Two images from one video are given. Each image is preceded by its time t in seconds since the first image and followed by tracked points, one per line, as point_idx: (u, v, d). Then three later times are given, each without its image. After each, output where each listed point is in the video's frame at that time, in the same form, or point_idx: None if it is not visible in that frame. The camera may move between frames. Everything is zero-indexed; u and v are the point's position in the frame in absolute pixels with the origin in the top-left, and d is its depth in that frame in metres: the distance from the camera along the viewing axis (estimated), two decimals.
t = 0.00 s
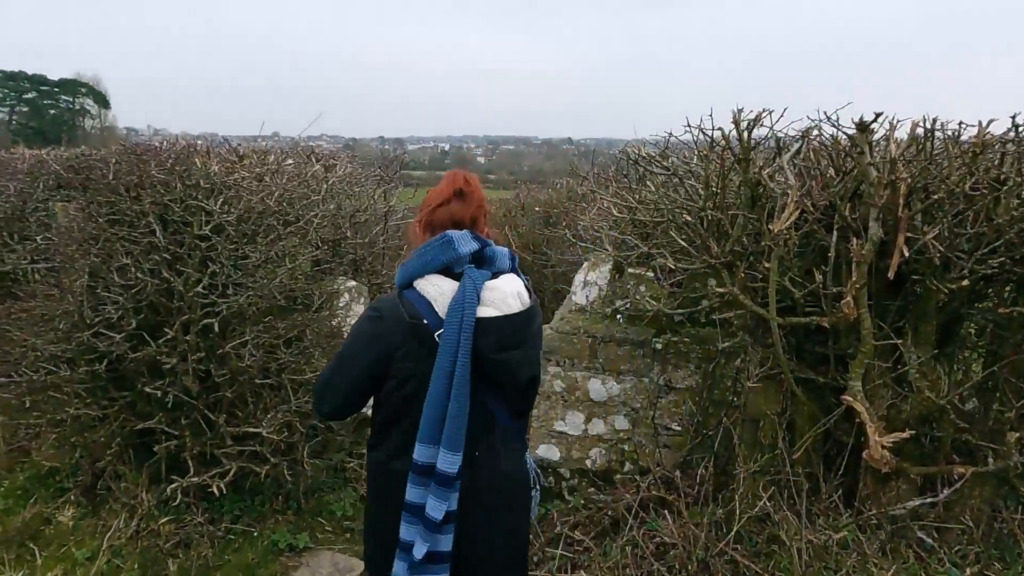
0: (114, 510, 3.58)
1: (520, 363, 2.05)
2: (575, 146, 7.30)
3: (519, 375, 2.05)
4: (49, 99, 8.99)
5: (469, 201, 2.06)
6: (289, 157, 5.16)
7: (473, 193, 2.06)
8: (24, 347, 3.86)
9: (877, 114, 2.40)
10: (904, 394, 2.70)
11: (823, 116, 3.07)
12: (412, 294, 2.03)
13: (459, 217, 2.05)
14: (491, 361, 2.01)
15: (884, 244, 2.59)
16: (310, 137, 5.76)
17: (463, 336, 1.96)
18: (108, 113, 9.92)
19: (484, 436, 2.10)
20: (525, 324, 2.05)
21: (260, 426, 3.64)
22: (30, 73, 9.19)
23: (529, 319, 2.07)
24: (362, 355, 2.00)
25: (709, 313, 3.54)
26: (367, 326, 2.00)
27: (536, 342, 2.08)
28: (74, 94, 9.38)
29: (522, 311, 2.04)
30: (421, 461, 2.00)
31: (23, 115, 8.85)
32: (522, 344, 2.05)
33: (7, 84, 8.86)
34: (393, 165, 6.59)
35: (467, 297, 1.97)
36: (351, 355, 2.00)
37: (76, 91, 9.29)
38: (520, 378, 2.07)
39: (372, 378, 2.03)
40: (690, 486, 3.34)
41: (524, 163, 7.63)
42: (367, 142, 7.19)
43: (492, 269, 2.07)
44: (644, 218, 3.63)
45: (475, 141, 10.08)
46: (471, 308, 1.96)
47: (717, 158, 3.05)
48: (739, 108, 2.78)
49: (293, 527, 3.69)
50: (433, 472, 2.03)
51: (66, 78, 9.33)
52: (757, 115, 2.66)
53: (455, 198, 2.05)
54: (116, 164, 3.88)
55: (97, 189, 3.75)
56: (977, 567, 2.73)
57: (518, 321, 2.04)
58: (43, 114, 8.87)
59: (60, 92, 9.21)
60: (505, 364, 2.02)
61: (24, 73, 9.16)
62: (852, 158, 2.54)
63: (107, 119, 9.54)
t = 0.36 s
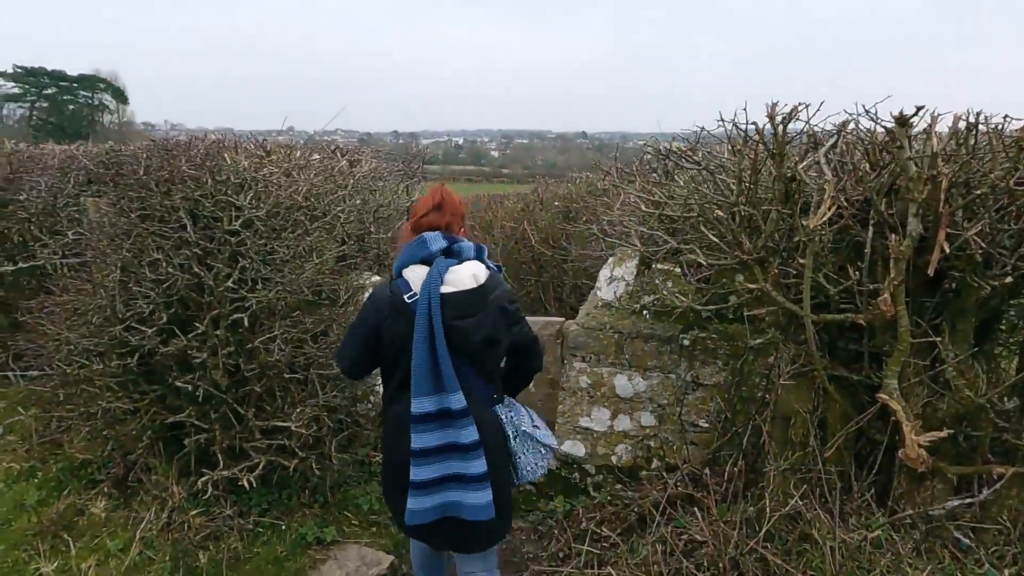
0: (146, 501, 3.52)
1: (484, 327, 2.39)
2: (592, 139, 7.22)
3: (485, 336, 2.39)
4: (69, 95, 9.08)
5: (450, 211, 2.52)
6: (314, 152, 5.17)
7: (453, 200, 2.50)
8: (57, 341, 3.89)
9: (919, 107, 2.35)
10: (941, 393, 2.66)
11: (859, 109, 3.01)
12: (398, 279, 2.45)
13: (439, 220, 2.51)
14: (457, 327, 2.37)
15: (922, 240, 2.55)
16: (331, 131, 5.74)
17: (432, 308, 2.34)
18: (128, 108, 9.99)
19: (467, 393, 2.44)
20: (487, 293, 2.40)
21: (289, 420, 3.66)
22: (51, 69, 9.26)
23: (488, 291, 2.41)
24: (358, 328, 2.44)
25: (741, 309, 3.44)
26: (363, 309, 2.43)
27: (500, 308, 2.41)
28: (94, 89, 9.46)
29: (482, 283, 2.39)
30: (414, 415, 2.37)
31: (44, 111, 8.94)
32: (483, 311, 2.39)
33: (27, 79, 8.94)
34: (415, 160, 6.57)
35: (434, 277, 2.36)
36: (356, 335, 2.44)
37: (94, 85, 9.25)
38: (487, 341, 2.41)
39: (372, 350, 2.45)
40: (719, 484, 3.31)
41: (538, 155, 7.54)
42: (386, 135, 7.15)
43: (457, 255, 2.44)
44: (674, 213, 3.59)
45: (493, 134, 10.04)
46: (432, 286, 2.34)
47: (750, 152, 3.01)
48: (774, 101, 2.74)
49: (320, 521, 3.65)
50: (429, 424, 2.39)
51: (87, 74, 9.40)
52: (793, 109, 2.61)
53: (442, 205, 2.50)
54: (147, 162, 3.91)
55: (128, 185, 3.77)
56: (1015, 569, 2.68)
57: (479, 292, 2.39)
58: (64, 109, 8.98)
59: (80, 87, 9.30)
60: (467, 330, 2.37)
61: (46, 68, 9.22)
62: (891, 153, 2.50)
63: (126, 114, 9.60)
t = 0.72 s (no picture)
0: (168, 491, 3.53)
1: (470, 265, 2.75)
2: (607, 132, 7.17)
3: (471, 272, 2.75)
4: (89, 89, 9.17)
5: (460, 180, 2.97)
6: (333, 146, 5.19)
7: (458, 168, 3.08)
8: (81, 332, 3.92)
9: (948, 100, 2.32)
10: (966, 390, 2.64)
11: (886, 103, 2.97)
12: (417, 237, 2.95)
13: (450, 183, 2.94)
14: (448, 264, 2.78)
15: (949, 236, 2.53)
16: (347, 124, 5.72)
17: (427, 248, 2.79)
18: (146, 102, 10.06)
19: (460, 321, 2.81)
20: (477, 238, 2.78)
21: (309, 412, 3.65)
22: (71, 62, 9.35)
23: (478, 238, 2.78)
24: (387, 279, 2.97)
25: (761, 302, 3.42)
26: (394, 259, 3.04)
27: (487, 249, 2.75)
28: (113, 83, 9.55)
29: (473, 230, 2.78)
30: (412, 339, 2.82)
31: (64, 105, 9.04)
32: (472, 253, 2.76)
33: (47, 72, 9.01)
34: (433, 153, 6.57)
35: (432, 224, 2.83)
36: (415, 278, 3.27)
37: (114, 81, 9.43)
38: (475, 277, 2.76)
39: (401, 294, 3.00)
40: (737, 480, 3.30)
41: (553, 148, 7.49)
42: (401, 128, 7.13)
43: (459, 211, 2.86)
44: (695, 207, 3.57)
45: (508, 127, 10.01)
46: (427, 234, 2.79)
47: (773, 146, 2.98)
48: (798, 95, 2.71)
49: (339, 512, 3.66)
50: (426, 348, 2.80)
51: (106, 68, 9.49)
52: (817, 102, 2.59)
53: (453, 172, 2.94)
54: (170, 155, 3.94)
55: (151, 177, 3.80)
56: None
57: (468, 235, 2.77)
58: (83, 103, 9.09)
59: (99, 81, 9.40)
60: (456, 268, 2.76)
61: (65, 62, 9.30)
62: (917, 147, 2.47)
63: (144, 108, 9.68)
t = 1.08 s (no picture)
0: (187, 481, 3.56)
1: (507, 208, 3.25)
2: (621, 127, 7.13)
3: (505, 217, 3.25)
4: (107, 83, 9.27)
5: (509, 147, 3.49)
6: (349, 140, 5.20)
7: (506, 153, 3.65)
8: (103, 324, 3.92)
9: (975, 93, 2.28)
10: (989, 388, 2.60)
11: (912, 97, 2.92)
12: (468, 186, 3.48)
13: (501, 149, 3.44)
14: (487, 208, 3.27)
15: (974, 232, 2.50)
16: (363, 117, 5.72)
17: (473, 193, 3.31)
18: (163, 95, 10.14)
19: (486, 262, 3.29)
20: (515, 188, 3.26)
21: (326, 405, 3.66)
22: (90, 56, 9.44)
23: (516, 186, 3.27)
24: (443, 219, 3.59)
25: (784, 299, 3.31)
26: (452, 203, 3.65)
27: (523, 198, 3.23)
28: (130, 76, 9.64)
29: (513, 181, 3.26)
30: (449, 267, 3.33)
31: (83, 99, 9.13)
32: (509, 198, 3.25)
33: (67, 67, 9.11)
34: (449, 147, 6.56)
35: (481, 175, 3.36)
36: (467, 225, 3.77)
37: (133, 74, 9.53)
38: (508, 222, 3.26)
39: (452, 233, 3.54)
40: (754, 476, 3.29)
41: (567, 142, 7.44)
42: (416, 121, 7.12)
43: (506, 167, 3.37)
44: (714, 203, 3.54)
45: (523, 121, 9.97)
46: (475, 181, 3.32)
47: (794, 140, 2.95)
48: (820, 88, 2.68)
49: (355, 504, 3.67)
50: (458, 277, 3.30)
51: (123, 62, 9.55)
52: (840, 96, 2.56)
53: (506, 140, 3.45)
54: (190, 150, 3.98)
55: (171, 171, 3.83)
56: None
57: (508, 186, 3.26)
58: (102, 97, 9.19)
59: (116, 75, 9.49)
60: (493, 210, 3.27)
61: (84, 57, 9.40)
62: (942, 141, 2.44)
63: (161, 102, 9.76)
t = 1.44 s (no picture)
0: (204, 472, 3.59)
1: (533, 165, 3.38)
2: (635, 120, 7.08)
3: (531, 174, 3.39)
4: (123, 77, 9.34)
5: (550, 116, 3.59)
6: (365, 133, 5.20)
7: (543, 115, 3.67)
8: (122, 317, 3.94)
9: (1003, 86, 2.24)
10: (1012, 385, 2.57)
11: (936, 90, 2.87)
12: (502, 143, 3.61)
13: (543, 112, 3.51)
14: (515, 165, 3.40)
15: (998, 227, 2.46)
16: (377, 111, 5.71)
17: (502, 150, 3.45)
18: (179, 88, 10.19)
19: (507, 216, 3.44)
20: (546, 149, 3.40)
21: (342, 398, 3.67)
22: (106, 52, 9.52)
23: (546, 147, 3.40)
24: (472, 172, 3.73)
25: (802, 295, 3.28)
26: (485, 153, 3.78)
27: (551, 158, 3.37)
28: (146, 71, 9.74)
29: (544, 142, 3.40)
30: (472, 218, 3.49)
31: (100, 94, 9.18)
32: (537, 158, 3.39)
33: (84, 62, 9.19)
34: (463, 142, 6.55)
35: (514, 134, 3.50)
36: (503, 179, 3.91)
37: (148, 69, 9.60)
38: (534, 181, 3.41)
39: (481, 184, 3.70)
40: (771, 472, 3.27)
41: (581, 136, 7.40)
42: (430, 114, 7.09)
43: (539, 129, 3.49)
44: (732, 197, 3.51)
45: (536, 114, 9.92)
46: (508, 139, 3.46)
47: (815, 134, 2.92)
48: (842, 80, 2.65)
49: (370, 496, 3.68)
50: (479, 229, 3.46)
51: (140, 57, 9.62)
52: (862, 89, 2.53)
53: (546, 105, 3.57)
54: (207, 144, 3.99)
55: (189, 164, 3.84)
56: None
57: (539, 146, 3.40)
58: (118, 91, 9.25)
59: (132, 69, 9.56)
60: (521, 168, 3.40)
61: (100, 52, 9.47)
62: (967, 134, 2.40)
63: (176, 96, 9.81)
